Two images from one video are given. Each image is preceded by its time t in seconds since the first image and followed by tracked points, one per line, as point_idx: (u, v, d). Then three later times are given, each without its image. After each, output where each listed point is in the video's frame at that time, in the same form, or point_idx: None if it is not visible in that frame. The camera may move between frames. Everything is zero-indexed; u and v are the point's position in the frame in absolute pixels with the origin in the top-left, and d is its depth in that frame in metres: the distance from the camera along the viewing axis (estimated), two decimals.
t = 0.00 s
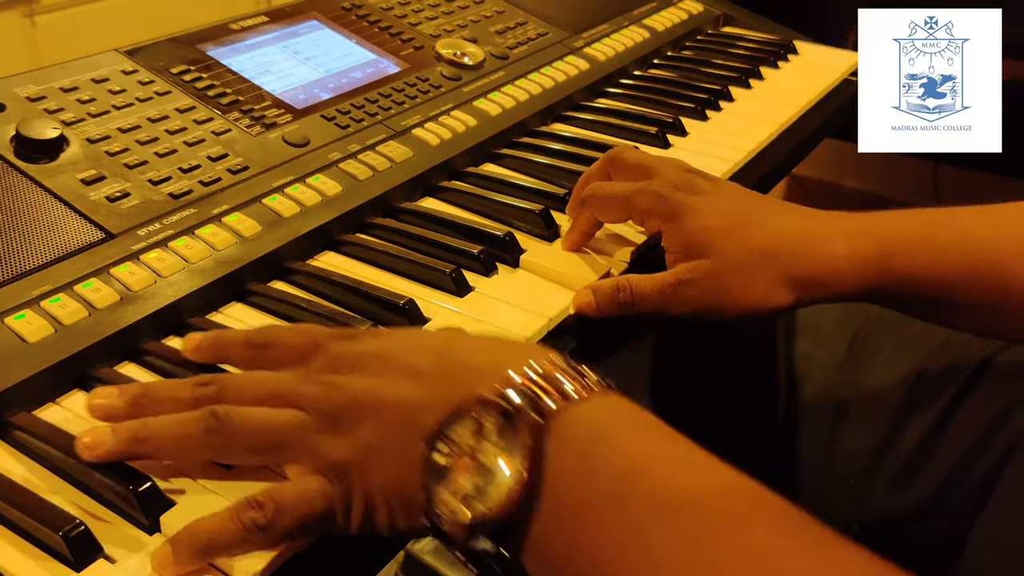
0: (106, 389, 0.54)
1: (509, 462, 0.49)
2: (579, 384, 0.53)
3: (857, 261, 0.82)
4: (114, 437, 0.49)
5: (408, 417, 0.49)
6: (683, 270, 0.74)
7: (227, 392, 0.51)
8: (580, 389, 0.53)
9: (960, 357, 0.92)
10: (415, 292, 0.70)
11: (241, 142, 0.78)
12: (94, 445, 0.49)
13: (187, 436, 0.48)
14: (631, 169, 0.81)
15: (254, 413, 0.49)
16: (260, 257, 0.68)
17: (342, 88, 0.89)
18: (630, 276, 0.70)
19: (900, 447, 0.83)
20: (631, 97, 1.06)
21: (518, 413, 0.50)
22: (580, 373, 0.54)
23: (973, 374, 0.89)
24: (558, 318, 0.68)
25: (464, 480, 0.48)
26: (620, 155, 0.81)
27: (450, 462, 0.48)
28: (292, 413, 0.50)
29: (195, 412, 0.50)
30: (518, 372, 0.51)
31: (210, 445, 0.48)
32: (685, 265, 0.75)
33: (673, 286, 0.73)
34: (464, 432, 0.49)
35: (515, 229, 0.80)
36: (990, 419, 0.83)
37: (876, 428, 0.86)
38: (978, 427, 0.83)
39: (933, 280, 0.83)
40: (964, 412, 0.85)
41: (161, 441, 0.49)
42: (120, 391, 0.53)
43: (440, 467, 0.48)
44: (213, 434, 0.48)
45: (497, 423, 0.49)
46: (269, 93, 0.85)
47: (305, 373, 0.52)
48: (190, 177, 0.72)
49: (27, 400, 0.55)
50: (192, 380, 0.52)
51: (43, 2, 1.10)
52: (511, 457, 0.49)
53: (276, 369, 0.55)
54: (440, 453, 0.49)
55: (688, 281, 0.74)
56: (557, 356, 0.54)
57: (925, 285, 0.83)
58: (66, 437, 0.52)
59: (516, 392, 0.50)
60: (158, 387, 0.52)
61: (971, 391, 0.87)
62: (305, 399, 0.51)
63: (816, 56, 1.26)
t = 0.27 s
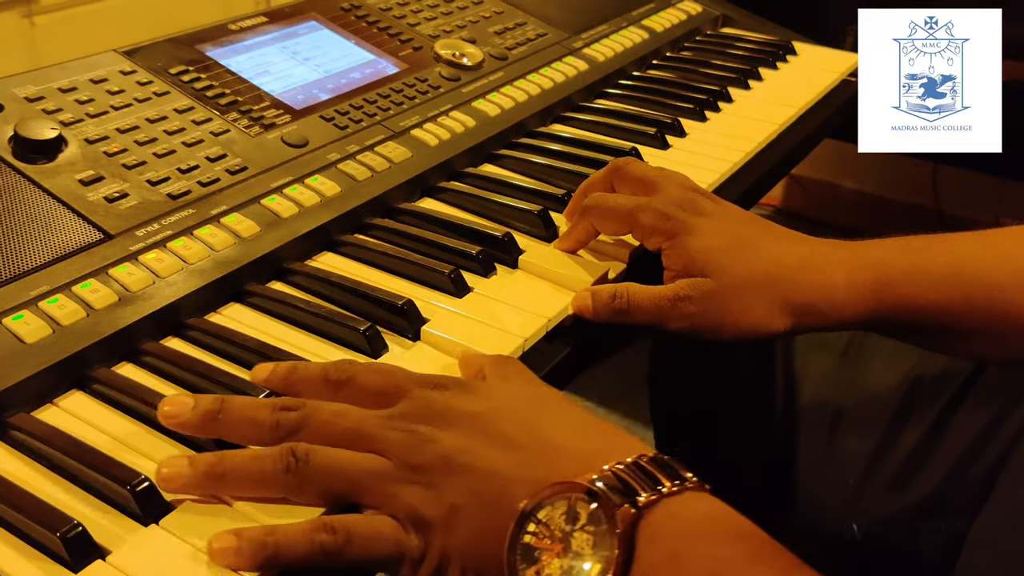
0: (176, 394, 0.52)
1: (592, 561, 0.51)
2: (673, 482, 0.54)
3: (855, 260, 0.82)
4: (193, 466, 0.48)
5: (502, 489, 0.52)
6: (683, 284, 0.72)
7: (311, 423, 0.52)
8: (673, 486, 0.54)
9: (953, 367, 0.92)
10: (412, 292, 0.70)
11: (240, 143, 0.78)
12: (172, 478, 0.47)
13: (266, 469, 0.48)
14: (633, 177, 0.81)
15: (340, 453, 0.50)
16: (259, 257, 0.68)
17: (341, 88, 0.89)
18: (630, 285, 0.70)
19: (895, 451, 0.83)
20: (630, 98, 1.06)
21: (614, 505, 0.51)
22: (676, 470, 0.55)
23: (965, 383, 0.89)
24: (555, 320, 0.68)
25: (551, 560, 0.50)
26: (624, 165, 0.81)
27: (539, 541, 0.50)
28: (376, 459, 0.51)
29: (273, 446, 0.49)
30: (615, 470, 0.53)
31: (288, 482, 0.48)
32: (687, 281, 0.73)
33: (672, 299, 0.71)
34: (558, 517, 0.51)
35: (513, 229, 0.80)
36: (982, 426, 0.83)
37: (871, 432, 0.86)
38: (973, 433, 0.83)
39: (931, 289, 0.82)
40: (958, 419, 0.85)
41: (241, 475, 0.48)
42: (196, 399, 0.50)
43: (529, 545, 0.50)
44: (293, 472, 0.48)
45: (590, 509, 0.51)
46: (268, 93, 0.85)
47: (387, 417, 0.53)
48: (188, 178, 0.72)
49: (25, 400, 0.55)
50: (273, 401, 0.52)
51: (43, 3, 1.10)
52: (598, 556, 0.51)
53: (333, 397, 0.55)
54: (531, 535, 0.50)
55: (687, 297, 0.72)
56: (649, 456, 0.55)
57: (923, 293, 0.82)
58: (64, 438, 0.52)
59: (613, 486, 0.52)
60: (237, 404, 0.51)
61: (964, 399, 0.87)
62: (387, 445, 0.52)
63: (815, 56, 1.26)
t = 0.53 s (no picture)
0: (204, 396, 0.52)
1: (626, 537, 0.51)
2: (701, 466, 0.53)
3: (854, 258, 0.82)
4: (222, 469, 0.48)
5: (528, 472, 0.51)
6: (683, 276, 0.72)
7: (338, 414, 0.52)
8: (702, 471, 0.53)
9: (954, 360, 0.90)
10: (411, 292, 0.70)
11: (239, 143, 0.78)
12: (201, 482, 0.48)
13: (294, 466, 0.48)
14: (632, 173, 0.81)
15: (367, 447, 0.50)
16: (257, 256, 0.68)
17: (340, 88, 0.89)
18: (626, 274, 0.70)
19: (894, 450, 0.82)
20: (629, 98, 1.06)
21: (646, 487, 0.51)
22: (704, 456, 0.54)
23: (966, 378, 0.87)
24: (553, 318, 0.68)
25: (580, 546, 0.50)
26: (625, 160, 0.82)
27: (567, 528, 0.50)
28: (404, 450, 0.51)
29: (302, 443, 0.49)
30: (643, 454, 0.52)
31: (315, 479, 0.48)
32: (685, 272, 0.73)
33: (671, 289, 0.71)
34: (586, 502, 0.50)
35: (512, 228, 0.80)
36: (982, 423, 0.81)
37: (871, 430, 0.85)
38: (973, 429, 0.82)
39: (935, 295, 0.80)
40: (959, 415, 0.84)
41: (268, 473, 0.48)
42: (223, 399, 0.51)
43: (558, 532, 0.50)
44: (320, 468, 0.48)
45: (617, 496, 0.51)
46: (267, 92, 0.85)
47: (415, 408, 0.53)
48: (187, 177, 0.72)
49: (23, 400, 0.55)
50: (296, 397, 0.52)
51: None
52: (631, 532, 0.51)
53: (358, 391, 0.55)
54: (560, 521, 0.50)
55: (686, 288, 0.72)
56: (677, 440, 0.55)
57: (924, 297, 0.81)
58: (62, 438, 0.52)
59: (642, 470, 0.51)
60: (265, 403, 0.51)
61: (966, 394, 0.86)
62: (414, 436, 0.52)
63: (813, 56, 1.25)
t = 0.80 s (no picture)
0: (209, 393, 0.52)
1: (627, 560, 0.50)
2: (698, 487, 0.52)
3: (853, 260, 0.82)
4: (232, 463, 0.48)
5: (531, 490, 0.52)
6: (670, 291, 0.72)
7: (348, 422, 0.53)
8: (698, 492, 0.52)
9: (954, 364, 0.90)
10: (410, 292, 0.70)
11: (237, 142, 0.78)
12: (212, 474, 0.48)
13: (308, 467, 0.49)
14: (628, 177, 0.81)
15: (378, 455, 0.51)
16: (255, 256, 0.68)
17: (338, 87, 0.89)
18: (615, 292, 0.68)
19: (891, 457, 0.82)
20: (628, 98, 1.06)
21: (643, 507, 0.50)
22: (701, 475, 0.53)
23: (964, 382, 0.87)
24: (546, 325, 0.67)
25: (576, 566, 0.50)
26: (618, 164, 0.81)
27: (565, 548, 0.50)
28: (410, 460, 0.52)
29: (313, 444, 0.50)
30: (639, 476, 0.51)
31: (327, 481, 0.49)
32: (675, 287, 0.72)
33: (661, 305, 0.70)
34: (583, 524, 0.50)
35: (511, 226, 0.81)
36: (980, 426, 0.82)
37: (869, 436, 0.85)
38: (970, 437, 0.81)
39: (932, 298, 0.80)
40: (956, 422, 0.83)
41: (281, 470, 0.48)
42: (231, 396, 0.51)
43: (556, 552, 0.50)
44: (332, 472, 0.49)
45: (614, 517, 0.50)
46: (265, 92, 0.85)
47: (422, 419, 0.54)
48: (185, 177, 0.72)
49: (19, 400, 0.55)
50: (306, 401, 0.53)
51: None
52: (629, 554, 0.50)
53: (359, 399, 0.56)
54: (559, 542, 0.50)
55: (674, 304, 0.71)
56: (674, 462, 0.54)
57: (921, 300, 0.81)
58: (59, 438, 0.52)
59: (638, 492, 0.51)
60: (274, 404, 0.52)
61: (962, 399, 0.85)
62: (422, 447, 0.53)
63: (813, 55, 1.25)
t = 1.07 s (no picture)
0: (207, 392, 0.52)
1: (624, 566, 0.50)
2: (696, 494, 0.52)
3: (851, 263, 0.82)
4: (231, 463, 0.48)
5: (529, 497, 0.52)
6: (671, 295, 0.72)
7: (348, 425, 0.53)
8: (696, 498, 0.52)
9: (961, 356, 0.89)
10: (408, 291, 0.69)
11: (235, 141, 0.77)
12: (212, 473, 0.47)
13: (307, 469, 0.49)
14: (626, 177, 0.80)
15: (377, 459, 0.51)
16: (253, 255, 0.68)
17: (337, 86, 0.89)
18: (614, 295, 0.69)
19: (892, 456, 0.81)
20: (627, 96, 1.06)
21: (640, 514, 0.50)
22: (699, 481, 0.53)
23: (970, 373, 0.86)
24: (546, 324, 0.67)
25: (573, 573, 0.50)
26: (614, 167, 0.80)
27: (561, 555, 0.50)
28: (409, 464, 0.52)
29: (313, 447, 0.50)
30: (636, 483, 0.51)
31: (326, 484, 0.49)
32: (675, 294, 0.72)
33: (661, 311, 0.71)
34: (580, 531, 0.50)
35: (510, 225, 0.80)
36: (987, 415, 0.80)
37: (870, 439, 0.84)
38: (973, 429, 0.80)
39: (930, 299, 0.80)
40: (959, 415, 0.82)
41: (281, 472, 0.48)
42: (231, 396, 0.51)
43: (553, 559, 0.50)
44: (331, 475, 0.49)
45: (610, 524, 0.50)
46: (263, 90, 0.85)
47: (421, 424, 0.54)
48: (182, 176, 0.72)
49: (15, 399, 0.54)
50: (306, 403, 0.52)
51: None
52: (626, 560, 0.50)
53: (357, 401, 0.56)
54: (555, 549, 0.50)
55: (675, 309, 0.71)
56: (672, 468, 0.54)
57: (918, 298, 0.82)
58: (55, 438, 0.52)
59: (635, 499, 0.51)
60: (275, 405, 0.51)
61: (968, 394, 0.84)
62: (421, 453, 0.53)
63: (813, 54, 1.25)
